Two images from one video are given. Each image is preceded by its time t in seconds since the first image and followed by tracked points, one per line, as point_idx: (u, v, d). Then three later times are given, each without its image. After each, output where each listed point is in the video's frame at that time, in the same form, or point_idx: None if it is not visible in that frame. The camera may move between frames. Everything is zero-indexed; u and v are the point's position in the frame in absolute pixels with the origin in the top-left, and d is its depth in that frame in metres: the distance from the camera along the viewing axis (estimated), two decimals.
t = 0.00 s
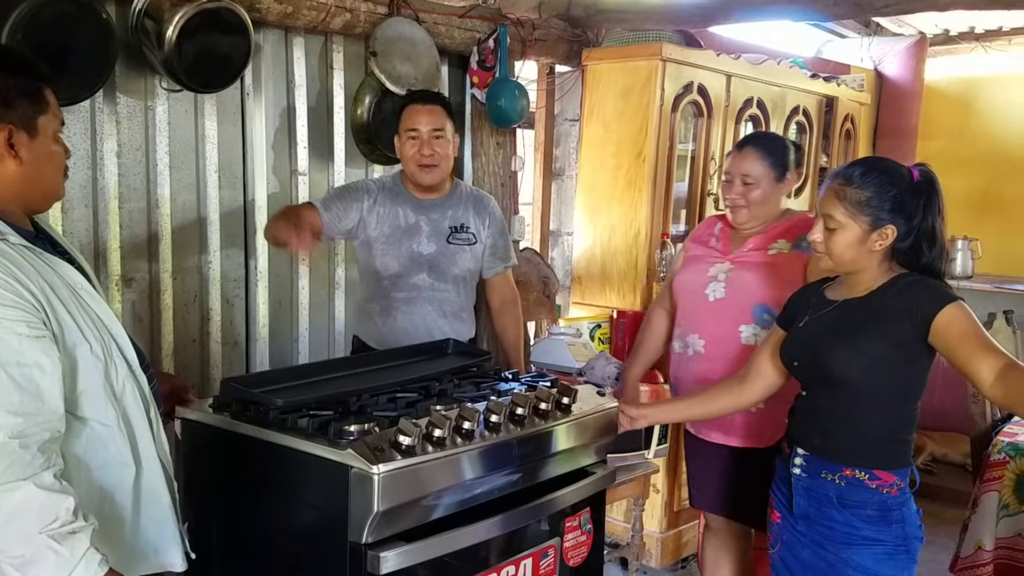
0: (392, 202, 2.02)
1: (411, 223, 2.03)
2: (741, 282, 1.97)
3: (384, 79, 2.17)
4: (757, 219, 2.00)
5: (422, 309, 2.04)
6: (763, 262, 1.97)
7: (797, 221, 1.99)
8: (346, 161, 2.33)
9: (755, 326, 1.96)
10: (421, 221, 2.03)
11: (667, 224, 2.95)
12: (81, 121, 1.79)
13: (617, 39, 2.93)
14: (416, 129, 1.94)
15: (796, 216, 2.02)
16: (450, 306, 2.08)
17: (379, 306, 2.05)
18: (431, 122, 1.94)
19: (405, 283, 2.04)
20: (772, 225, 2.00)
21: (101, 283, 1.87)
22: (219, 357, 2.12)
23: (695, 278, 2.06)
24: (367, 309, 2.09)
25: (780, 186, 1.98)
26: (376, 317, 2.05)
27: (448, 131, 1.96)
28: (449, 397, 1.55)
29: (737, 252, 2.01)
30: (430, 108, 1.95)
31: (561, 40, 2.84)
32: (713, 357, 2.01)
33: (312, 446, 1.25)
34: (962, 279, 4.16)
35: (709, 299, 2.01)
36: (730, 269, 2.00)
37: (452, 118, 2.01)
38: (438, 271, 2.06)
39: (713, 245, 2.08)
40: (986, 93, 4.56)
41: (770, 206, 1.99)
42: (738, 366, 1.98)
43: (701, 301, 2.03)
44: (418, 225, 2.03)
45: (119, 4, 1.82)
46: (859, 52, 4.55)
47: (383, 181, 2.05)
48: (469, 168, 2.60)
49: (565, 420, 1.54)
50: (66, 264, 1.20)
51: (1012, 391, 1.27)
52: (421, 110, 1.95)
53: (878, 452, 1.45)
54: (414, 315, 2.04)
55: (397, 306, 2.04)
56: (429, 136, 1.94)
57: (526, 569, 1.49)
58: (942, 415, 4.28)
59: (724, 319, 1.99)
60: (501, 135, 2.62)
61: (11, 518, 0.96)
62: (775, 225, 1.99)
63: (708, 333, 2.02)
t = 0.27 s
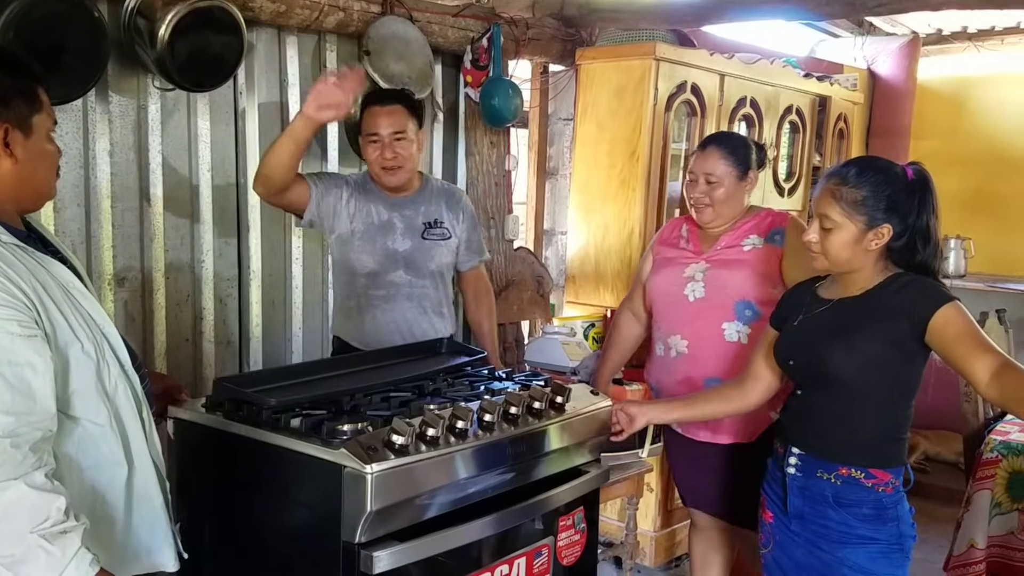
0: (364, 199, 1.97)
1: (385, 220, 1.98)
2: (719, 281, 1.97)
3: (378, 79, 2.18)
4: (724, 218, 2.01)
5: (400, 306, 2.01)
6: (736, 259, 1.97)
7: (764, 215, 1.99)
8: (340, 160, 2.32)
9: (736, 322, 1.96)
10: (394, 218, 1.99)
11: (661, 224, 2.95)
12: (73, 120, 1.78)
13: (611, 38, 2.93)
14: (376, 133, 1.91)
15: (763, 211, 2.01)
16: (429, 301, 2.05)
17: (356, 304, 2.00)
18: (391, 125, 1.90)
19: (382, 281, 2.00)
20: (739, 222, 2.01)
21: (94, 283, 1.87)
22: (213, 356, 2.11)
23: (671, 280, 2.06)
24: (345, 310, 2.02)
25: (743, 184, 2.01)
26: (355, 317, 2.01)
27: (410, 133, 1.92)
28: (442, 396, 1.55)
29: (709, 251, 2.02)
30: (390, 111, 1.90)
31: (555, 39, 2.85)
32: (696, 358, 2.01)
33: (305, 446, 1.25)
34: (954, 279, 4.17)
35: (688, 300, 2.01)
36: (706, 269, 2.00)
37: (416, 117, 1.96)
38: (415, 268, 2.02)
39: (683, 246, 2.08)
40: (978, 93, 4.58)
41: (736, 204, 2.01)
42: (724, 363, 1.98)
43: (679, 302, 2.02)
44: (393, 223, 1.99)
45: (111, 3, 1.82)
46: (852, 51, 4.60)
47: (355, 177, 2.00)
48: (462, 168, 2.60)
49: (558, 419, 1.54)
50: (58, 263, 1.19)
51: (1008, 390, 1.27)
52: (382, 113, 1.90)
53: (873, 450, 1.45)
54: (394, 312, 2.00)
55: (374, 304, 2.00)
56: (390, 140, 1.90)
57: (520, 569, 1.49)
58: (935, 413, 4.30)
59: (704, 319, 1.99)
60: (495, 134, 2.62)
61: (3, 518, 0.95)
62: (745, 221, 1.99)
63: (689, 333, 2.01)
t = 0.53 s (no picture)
0: (346, 204, 1.97)
1: (368, 222, 1.98)
2: (710, 285, 1.97)
3: (372, 80, 2.16)
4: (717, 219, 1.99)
5: (390, 307, 2.02)
6: (728, 263, 1.96)
7: (755, 218, 1.98)
8: (333, 162, 2.32)
9: (727, 327, 1.95)
10: (377, 219, 1.99)
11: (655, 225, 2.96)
12: (67, 121, 1.78)
13: (604, 40, 2.92)
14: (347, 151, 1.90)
15: (755, 213, 2.01)
16: (415, 299, 2.06)
17: (344, 310, 2.00)
18: (362, 142, 1.88)
19: (371, 283, 2.00)
20: (730, 225, 2.00)
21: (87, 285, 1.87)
22: (206, 358, 2.11)
23: (661, 284, 2.04)
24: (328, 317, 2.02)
25: (735, 185, 1.98)
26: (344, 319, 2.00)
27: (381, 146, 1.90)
28: (436, 398, 1.55)
29: (700, 254, 2.00)
30: (362, 126, 1.87)
31: (550, 41, 2.87)
32: (687, 362, 2.00)
33: (299, 448, 1.25)
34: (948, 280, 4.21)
35: (679, 304, 2.00)
36: (697, 273, 1.99)
37: (389, 121, 1.92)
38: (402, 267, 2.03)
39: (674, 248, 2.06)
40: (971, 94, 4.60)
41: (727, 205, 1.99)
42: (716, 367, 1.97)
43: (670, 306, 2.02)
44: (376, 225, 1.99)
45: (104, 4, 1.81)
46: (845, 53, 4.60)
47: (333, 182, 1.99)
48: (456, 169, 2.60)
49: (552, 421, 1.54)
50: (50, 264, 1.19)
51: (1000, 393, 1.28)
52: (352, 130, 1.87)
53: (864, 452, 1.46)
54: (383, 313, 2.01)
55: (364, 307, 2.00)
56: (361, 158, 1.89)
57: (513, 570, 1.49)
58: (928, 414, 4.32)
59: (696, 323, 1.98)
60: (489, 136, 2.62)
61: None
62: (736, 224, 1.98)
63: (680, 338, 2.00)
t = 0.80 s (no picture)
0: (330, 210, 1.96)
1: (353, 226, 1.98)
2: (707, 286, 1.95)
3: (365, 82, 2.17)
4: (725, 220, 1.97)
5: (378, 306, 2.02)
6: (727, 267, 1.94)
7: (761, 225, 1.96)
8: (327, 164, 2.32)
9: (720, 332, 1.93)
10: (361, 221, 1.99)
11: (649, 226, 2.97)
12: (60, 123, 1.78)
13: (598, 41, 2.93)
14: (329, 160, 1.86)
15: (762, 218, 2.00)
16: (403, 296, 2.07)
17: (334, 311, 1.99)
18: (344, 151, 1.84)
19: (358, 284, 2.01)
20: (736, 229, 1.98)
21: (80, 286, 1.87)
22: (200, 360, 2.11)
23: (661, 281, 2.03)
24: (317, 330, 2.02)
25: (742, 188, 1.96)
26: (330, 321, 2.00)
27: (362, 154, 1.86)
28: (428, 399, 1.55)
29: (703, 254, 1.98)
30: (344, 136, 1.83)
31: (543, 43, 2.84)
32: (677, 362, 1.98)
33: (291, 450, 1.25)
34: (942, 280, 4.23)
35: (675, 303, 1.98)
36: (697, 273, 1.97)
37: (370, 127, 1.88)
38: (388, 267, 2.04)
39: (678, 245, 2.04)
40: (964, 95, 4.62)
41: (734, 207, 1.97)
42: (705, 372, 1.95)
43: (666, 304, 2.00)
44: (361, 227, 1.99)
45: (97, 6, 1.82)
46: (839, 55, 4.65)
47: (311, 191, 1.97)
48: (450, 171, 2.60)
49: (545, 422, 1.54)
50: (43, 266, 1.19)
51: (988, 395, 1.29)
52: (333, 140, 1.83)
53: (854, 454, 1.46)
54: (371, 313, 2.01)
55: (352, 307, 2.00)
56: (344, 167, 1.86)
57: (506, 572, 1.50)
58: (920, 414, 4.34)
59: (690, 324, 1.96)
60: (483, 137, 2.62)
61: None
62: (742, 228, 1.96)
63: (673, 337, 1.98)
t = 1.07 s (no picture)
0: (323, 209, 1.96)
1: (345, 225, 1.98)
2: (699, 291, 1.91)
3: (361, 84, 2.18)
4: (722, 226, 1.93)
5: (372, 305, 2.03)
6: (720, 273, 1.90)
7: (758, 232, 1.92)
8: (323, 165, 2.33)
9: (709, 338, 1.90)
10: (354, 220, 1.99)
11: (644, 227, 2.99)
12: (56, 125, 1.78)
13: (594, 44, 2.94)
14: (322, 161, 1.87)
15: (760, 225, 1.95)
16: (398, 296, 2.08)
17: (330, 312, 2.00)
18: (337, 152, 1.84)
19: (352, 284, 2.01)
20: (733, 234, 1.94)
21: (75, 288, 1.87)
22: (195, 361, 2.11)
23: (654, 283, 1.99)
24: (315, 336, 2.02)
25: (740, 195, 1.90)
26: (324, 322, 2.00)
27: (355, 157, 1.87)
28: (424, 401, 1.56)
29: (697, 259, 1.94)
30: (337, 139, 1.83)
31: (539, 45, 2.80)
32: (668, 366, 1.95)
33: (286, 451, 1.26)
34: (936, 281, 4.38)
35: (666, 306, 1.94)
36: (689, 278, 1.93)
37: (363, 130, 1.89)
38: (381, 266, 2.04)
39: (674, 248, 2.00)
40: (958, 97, 4.64)
41: (730, 214, 1.92)
42: (693, 378, 1.92)
43: (657, 307, 1.96)
44: (353, 226, 1.99)
45: (93, 9, 1.82)
46: (834, 56, 4.68)
47: (304, 191, 1.97)
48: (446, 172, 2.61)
49: (540, 424, 1.55)
50: (41, 269, 1.20)
51: (978, 396, 1.29)
52: (326, 141, 1.83)
53: (845, 455, 1.47)
54: (365, 313, 2.02)
55: (347, 307, 2.00)
56: (336, 168, 1.87)
57: (501, 572, 1.50)
58: (914, 414, 4.35)
59: (680, 329, 1.93)
60: (479, 138, 2.62)
61: None
62: (738, 234, 1.92)
63: (663, 341, 1.95)
